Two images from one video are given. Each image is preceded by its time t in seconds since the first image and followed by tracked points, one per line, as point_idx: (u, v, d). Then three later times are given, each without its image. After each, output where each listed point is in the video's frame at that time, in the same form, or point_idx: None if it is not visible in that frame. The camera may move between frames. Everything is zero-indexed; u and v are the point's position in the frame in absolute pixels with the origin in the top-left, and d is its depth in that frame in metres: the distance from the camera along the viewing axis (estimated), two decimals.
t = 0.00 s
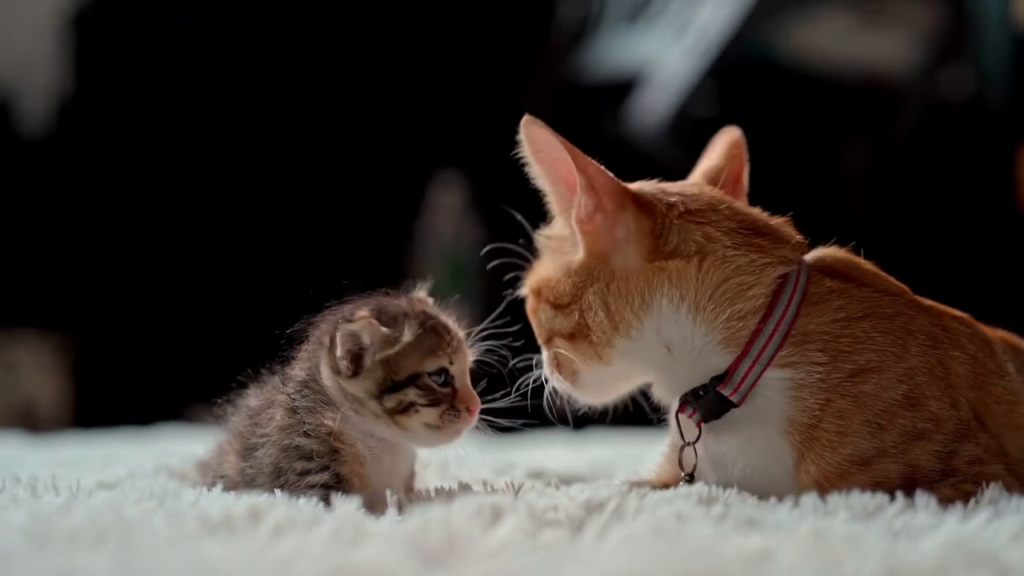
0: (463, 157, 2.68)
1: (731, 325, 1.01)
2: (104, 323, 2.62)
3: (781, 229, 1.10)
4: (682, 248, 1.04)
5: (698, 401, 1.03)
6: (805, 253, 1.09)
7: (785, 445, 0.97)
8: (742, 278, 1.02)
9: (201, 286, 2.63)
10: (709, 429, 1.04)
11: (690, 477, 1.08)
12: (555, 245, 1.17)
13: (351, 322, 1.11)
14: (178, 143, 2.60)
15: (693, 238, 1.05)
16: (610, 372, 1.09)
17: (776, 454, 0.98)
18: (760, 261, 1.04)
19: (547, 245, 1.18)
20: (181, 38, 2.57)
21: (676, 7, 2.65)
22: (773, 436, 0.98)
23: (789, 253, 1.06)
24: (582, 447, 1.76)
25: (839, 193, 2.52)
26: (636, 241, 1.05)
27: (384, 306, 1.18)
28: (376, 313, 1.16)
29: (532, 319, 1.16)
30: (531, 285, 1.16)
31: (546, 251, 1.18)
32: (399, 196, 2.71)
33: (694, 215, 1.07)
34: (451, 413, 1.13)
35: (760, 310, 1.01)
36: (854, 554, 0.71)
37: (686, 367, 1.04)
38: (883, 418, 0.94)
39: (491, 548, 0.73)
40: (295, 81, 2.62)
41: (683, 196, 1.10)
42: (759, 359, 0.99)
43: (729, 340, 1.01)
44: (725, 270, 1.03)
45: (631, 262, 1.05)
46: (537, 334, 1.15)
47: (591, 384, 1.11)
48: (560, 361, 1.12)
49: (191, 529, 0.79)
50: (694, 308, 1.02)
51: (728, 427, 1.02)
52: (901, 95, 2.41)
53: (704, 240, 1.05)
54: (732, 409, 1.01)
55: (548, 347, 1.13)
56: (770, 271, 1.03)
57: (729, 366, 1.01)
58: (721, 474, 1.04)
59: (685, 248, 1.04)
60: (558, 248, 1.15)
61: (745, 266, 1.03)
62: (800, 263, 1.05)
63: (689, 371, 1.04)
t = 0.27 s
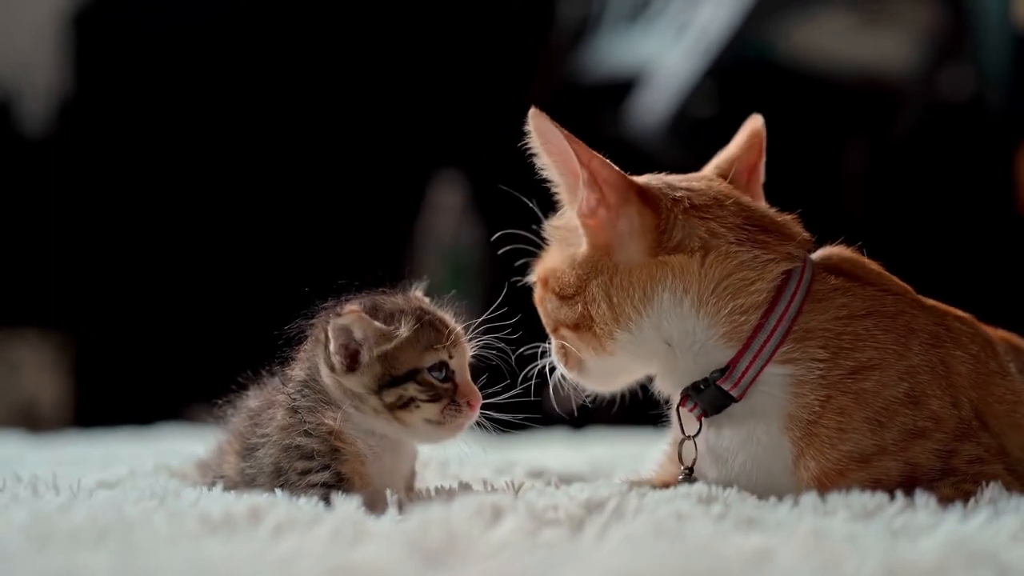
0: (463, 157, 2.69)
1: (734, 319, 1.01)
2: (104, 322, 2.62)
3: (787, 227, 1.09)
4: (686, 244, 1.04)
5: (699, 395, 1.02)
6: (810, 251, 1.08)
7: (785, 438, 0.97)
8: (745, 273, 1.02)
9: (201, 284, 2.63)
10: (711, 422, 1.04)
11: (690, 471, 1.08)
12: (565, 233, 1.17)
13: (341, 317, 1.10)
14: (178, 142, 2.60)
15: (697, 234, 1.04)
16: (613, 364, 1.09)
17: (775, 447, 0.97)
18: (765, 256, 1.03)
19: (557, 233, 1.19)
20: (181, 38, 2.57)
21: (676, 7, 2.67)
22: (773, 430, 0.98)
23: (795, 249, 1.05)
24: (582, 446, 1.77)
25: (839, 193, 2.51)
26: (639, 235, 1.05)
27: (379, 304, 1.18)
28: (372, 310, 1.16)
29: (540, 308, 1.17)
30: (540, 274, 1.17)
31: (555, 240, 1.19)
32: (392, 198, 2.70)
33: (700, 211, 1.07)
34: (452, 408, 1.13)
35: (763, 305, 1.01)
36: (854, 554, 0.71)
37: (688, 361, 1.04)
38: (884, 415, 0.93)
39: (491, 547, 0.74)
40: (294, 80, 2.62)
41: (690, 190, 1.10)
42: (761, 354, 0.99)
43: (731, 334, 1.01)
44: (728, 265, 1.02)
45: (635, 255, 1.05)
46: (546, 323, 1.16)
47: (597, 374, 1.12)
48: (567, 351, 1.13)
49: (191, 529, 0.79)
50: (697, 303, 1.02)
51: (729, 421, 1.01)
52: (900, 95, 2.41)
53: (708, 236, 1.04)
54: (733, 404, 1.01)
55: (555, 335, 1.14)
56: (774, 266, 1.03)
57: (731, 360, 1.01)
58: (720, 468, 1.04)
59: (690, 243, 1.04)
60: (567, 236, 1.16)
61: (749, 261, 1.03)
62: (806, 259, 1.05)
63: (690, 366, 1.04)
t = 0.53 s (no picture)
0: (464, 157, 2.70)
1: (733, 319, 1.01)
2: (104, 322, 2.62)
3: (787, 226, 1.09)
4: (686, 244, 1.04)
5: (699, 394, 1.02)
6: (810, 250, 1.08)
7: (784, 437, 0.97)
8: (744, 273, 1.02)
9: (200, 283, 2.63)
10: (710, 421, 1.04)
11: (690, 470, 1.08)
12: (563, 232, 1.17)
13: (335, 315, 1.08)
14: (178, 142, 2.60)
15: (697, 234, 1.04)
16: (613, 363, 1.09)
17: (774, 447, 0.97)
18: (764, 256, 1.03)
19: (556, 232, 1.19)
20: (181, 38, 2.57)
21: (676, 7, 2.67)
22: (773, 429, 0.97)
23: (794, 249, 1.05)
24: (582, 445, 1.77)
25: (839, 193, 2.52)
26: (639, 236, 1.05)
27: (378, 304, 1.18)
28: (370, 310, 1.16)
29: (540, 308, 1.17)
30: (541, 273, 1.17)
31: (555, 239, 1.19)
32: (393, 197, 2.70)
33: (700, 212, 1.06)
34: (452, 407, 1.13)
35: (761, 305, 1.01)
36: (853, 553, 0.71)
37: (687, 361, 1.04)
38: (883, 414, 0.93)
39: (491, 547, 0.74)
40: (294, 80, 2.62)
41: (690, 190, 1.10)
42: (759, 353, 0.99)
43: (731, 333, 1.01)
44: (727, 265, 1.02)
45: (635, 255, 1.05)
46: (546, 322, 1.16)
47: (598, 374, 1.12)
48: (567, 351, 1.13)
49: (191, 529, 0.79)
50: (696, 303, 1.02)
51: (729, 420, 1.01)
52: (900, 96, 2.41)
53: (708, 236, 1.04)
54: (732, 403, 1.01)
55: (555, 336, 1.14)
56: (773, 266, 1.03)
57: (730, 359, 1.01)
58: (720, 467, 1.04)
59: (689, 244, 1.04)
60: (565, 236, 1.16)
61: (748, 261, 1.03)
62: (805, 259, 1.04)
63: (690, 365, 1.04)
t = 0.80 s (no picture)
0: (463, 157, 2.70)
1: (737, 316, 0.99)
2: (104, 322, 2.62)
3: (791, 223, 1.07)
4: (695, 238, 1.01)
5: (701, 390, 1.00)
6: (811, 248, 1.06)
7: (784, 433, 0.95)
8: (751, 269, 1.00)
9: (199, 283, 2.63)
10: (711, 417, 1.02)
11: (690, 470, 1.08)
12: (566, 210, 1.12)
13: (337, 312, 1.08)
14: (178, 142, 2.60)
15: (706, 227, 1.01)
16: (613, 351, 1.06)
17: (773, 445, 0.96)
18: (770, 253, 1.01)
19: (560, 210, 1.14)
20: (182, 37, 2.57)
21: (677, 7, 2.64)
22: (773, 425, 0.96)
23: (799, 248, 1.03)
24: (582, 445, 1.77)
25: (839, 193, 2.49)
26: (651, 228, 1.00)
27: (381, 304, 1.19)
28: (372, 310, 1.16)
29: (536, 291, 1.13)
30: (541, 253, 1.12)
31: (557, 217, 1.14)
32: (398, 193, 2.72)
33: (712, 207, 1.03)
34: (456, 408, 1.13)
35: (767, 301, 0.99)
36: (853, 552, 0.71)
37: (689, 356, 1.02)
38: (884, 413, 0.92)
39: (491, 548, 0.73)
40: (295, 80, 2.64)
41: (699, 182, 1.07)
42: (763, 348, 0.97)
43: (734, 329, 0.99)
44: (735, 260, 1.00)
45: (643, 247, 1.01)
46: (540, 304, 1.12)
47: (594, 360, 1.09)
48: (562, 336, 1.10)
49: (191, 529, 0.79)
50: (703, 298, 1.00)
51: (729, 417, 1.00)
52: (901, 95, 2.43)
53: (718, 230, 1.01)
54: (734, 399, 0.99)
55: (549, 319, 1.11)
56: (780, 264, 1.00)
57: (733, 355, 0.98)
58: (720, 465, 1.03)
59: (698, 237, 1.01)
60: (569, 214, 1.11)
61: (756, 257, 1.00)
62: (809, 257, 1.02)
63: (692, 361, 1.02)
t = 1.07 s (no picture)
0: (464, 157, 2.70)
1: (747, 311, 0.98)
2: (104, 322, 2.62)
3: (798, 221, 1.07)
4: (709, 231, 1.01)
5: (704, 384, 1.00)
6: (817, 247, 1.06)
7: (787, 431, 0.95)
8: (763, 266, 0.99)
9: (199, 283, 2.63)
10: (714, 413, 1.01)
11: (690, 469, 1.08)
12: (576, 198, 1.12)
13: (336, 312, 1.08)
14: (179, 141, 2.60)
15: (721, 221, 1.01)
16: (618, 340, 1.06)
17: (776, 442, 0.96)
18: (782, 249, 1.01)
19: (569, 198, 1.14)
20: (182, 37, 2.57)
21: (676, 7, 2.66)
22: (775, 423, 0.96)
23: (808, 247, 1.03)
24: (582, 445, 1.77)
25: (839, 193, 2.48)
26: (666, 218, 1.00)
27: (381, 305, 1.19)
28: (372, 310, 1.16)
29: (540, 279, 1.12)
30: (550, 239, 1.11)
31: (565, 205, 1.14)
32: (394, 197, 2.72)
33: (727, 201, 1.03)
34: (454, 411, 1.14)
35: (777, 297, 0.98)
36: (853, 552, 0.71)
37: (697, 351, 1.02)
38: (886, 414, 0.92)
39: (491, 547, 0.73)
40: (295, 80, 2.64)
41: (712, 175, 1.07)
42: (771, 343, 0.97)
43: (742, 325, 0.99)
44: (746, 256, 1.00)
45: (659, 236, 1.01)
46: (543, 290, 1.11)
47: (598, 347, 1.08)
48: (565, 322, 1.09)
49: (191, 529, 0.79)
50: (713, 293, 1.00)
51: (732, 414, 1.00)
52: (901, 95, 2.43)
53: (733, 224, 1.01)
54: (738, 394, 0.99)
55: (552, 305, 1.10)
56: (790, 263, 1.00)
57: (739, 351, 0.98)
58: (721, 462, 1.02)
59: (712, 230, 1.01)
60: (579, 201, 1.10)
61: (769, 254, 1.00)
62: (816, 256, 1.02)
63: (698, 355, 1.02)
